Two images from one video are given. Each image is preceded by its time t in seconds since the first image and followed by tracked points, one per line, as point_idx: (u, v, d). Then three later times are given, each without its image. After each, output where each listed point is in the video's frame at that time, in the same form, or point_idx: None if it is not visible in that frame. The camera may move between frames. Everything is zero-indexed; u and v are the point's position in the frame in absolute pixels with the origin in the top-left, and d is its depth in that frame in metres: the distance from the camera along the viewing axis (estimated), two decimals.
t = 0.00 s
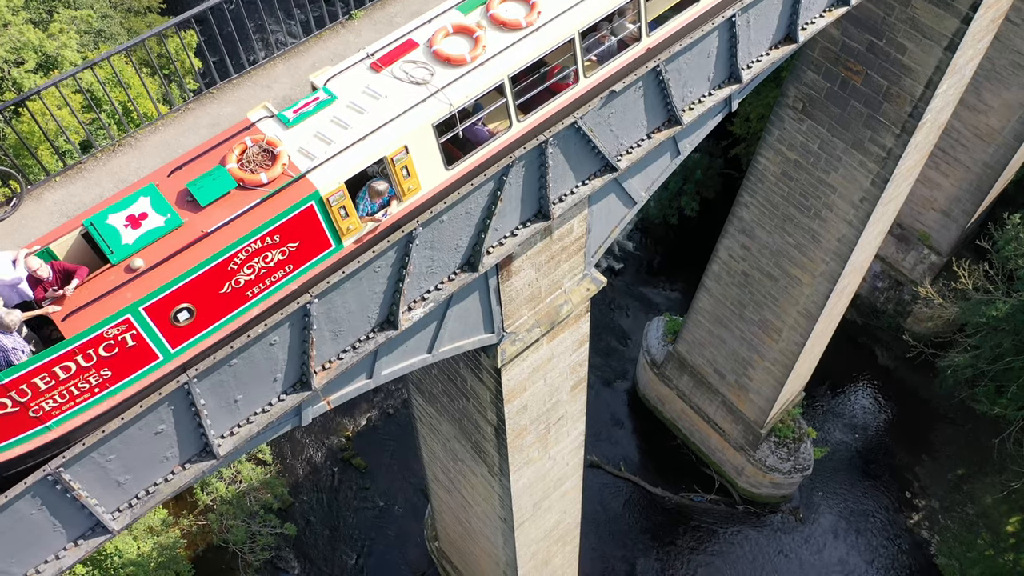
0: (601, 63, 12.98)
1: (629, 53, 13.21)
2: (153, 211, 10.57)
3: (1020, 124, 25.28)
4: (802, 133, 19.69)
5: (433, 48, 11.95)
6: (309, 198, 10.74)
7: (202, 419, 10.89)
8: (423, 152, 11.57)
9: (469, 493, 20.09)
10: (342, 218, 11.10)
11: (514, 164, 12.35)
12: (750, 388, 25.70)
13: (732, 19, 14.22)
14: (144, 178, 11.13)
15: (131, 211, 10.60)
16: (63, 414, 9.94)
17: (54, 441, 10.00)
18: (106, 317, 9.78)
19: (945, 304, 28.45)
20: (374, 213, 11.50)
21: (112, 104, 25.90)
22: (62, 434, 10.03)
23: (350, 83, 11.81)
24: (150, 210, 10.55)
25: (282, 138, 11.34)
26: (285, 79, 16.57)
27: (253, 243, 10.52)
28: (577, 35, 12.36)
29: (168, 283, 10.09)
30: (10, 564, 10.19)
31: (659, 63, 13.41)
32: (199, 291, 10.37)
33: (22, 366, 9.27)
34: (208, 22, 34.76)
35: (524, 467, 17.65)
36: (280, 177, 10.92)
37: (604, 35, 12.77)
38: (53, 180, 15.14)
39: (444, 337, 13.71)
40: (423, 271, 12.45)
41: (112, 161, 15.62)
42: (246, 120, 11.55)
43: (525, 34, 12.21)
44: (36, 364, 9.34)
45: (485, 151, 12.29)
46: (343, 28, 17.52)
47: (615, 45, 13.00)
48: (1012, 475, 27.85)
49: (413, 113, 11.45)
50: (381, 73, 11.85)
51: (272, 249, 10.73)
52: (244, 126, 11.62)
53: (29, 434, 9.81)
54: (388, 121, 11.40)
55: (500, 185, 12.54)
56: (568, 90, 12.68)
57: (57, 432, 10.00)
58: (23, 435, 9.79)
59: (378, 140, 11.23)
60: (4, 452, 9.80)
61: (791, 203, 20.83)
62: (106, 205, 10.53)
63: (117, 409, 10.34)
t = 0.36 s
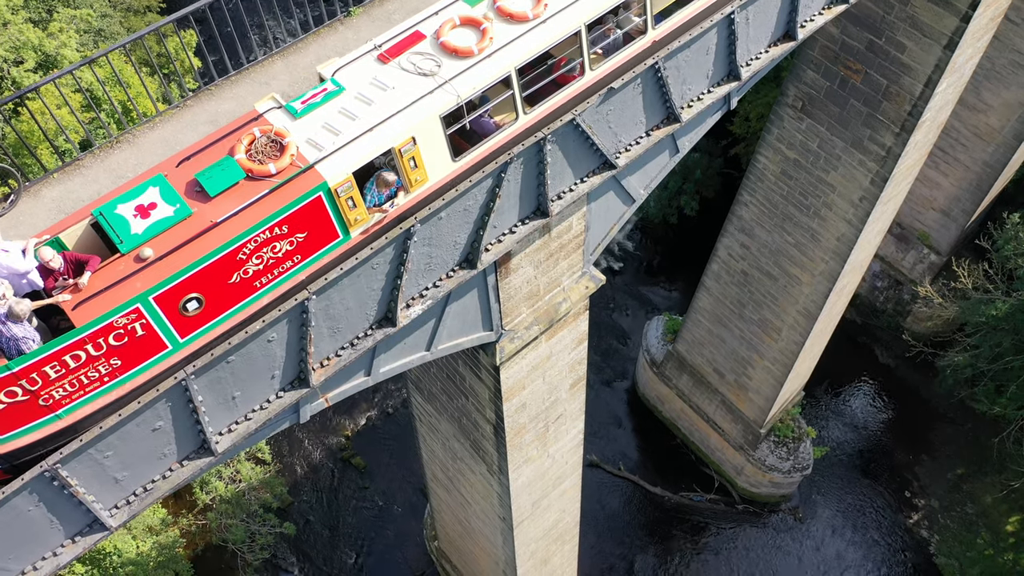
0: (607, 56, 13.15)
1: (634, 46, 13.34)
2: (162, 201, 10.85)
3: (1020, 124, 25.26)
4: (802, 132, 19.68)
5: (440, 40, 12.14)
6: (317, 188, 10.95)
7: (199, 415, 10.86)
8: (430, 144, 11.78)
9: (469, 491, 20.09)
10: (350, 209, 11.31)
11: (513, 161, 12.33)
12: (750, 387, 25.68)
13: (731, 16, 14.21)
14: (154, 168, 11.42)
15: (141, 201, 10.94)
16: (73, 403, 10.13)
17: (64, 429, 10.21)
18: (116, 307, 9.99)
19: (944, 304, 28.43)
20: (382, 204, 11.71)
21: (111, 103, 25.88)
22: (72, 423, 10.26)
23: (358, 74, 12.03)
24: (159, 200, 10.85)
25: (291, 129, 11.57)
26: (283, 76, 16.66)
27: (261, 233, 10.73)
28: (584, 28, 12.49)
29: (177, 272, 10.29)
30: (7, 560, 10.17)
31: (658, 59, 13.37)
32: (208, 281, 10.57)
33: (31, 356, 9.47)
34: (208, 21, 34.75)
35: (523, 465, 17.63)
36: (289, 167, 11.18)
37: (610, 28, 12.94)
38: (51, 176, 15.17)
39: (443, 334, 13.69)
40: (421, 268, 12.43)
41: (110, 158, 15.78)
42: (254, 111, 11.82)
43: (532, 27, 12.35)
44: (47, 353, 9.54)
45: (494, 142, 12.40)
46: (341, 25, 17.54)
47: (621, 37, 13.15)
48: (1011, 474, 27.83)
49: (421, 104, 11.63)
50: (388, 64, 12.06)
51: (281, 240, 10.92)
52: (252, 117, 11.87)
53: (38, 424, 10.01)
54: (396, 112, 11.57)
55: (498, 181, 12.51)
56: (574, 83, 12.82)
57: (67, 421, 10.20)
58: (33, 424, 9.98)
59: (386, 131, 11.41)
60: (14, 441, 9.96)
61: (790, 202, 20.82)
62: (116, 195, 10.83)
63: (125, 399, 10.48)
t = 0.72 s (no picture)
0: (613, 49, 13.24)
1: (640, 39, 13.40)
2: (172, 192, 10.95)
3: (1020, 123, 25.23)
4: (801, 131, 19.68)
5: (447, 32, 12.20)
6: (325, 180, 10.96)
7: (197, 413, 10.85)
8: (437, 137, 11.77)
9: (468, 490, 20.08)
10: (357, 200, 11.34)
11: (511, 158, 12.30)
12: (749, 387, 25.66)
13: (729, 14, 14.20)
14: (163, 159, 11.50)
15: (150, 191, 11.03)
16: (83, 393, 10.22)
17: (73, 419, 10.28)
18: (127, 297, 10.06)
19: (943, 303, 28.42)
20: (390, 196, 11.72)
21: (111, 102, 25.85)
22: (81, 413, 10.33)
23: (365, 66, 12.11)
24: (168, 191, 10.95)
25: (299, 120, 11.63)
26: (282, 73, 17.10)
27: (270, 225, 10.76)
28: (589, 21, 12.57)
29: (186, 263, 10.32)
30: (5, 557, 10.15)
31: (655, 58, 13.35)
32: (217, 272, 10.61)
33: (43, 345, 9.52)
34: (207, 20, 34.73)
35: (522, 465, 17.62)
36: (297, 159, 11.22)
37: (616, 22, 13.02)
38: (49, 173, 15.30)
39: (441, 333, 13.69)
40: (419, 266, 12.42)
41: (107, 155, 15.91)
42: (262, 103, 11.86)
43: (539, 20, 12.44)
44: (57, 343, 9.60)
45: (500, 135, 12.43)
46: (339, 22, 17.89)
47: (626, 31, 13.24)
48: (1011, 474, 27.83)
49: (428, 97, 11.70)
50: (396, 56, 12.15)
51: (289, 231, 10.97)
52: (260, 109, 11.91)
53: (48, 413, 10.08)
54: (403, 105, 11.64)
55: (496, 179, 12.52)
56: (579, 76, 12.91)
57: (77, 411, 10.27)
58: (43, 413, 10.06)
59: (392, 124, 11.45)
60: (24, 430, 10.06)
61: (790, 201, 20.81)
62: (125, 186, 10.91)
63: (134, 389, 10.58)
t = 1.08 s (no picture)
0: (619, 44, 13.23)
1: (646, 33, 13.34)
2: (181, 183, 10.89)
3: (1020, 123, 25.21)
4: (801, 131, 19.67)
5: (454, 25, 12.23)
6: (334, 172, 10.97)
7: (195, 411, 10.84)
8: (444, 129, 11.77)
9: (467, 490, 20.05)
10: (366, 192, 11.28)
11: (510, 156, 12.29)
12: (749, 387, 25.64)
13: (729, 12, 14.18)
14: (171, 151, 11.46)
15: (158, 183, 10.97)
16: (93, 383, 10.25)
17: (84, 410, 10.30)
18: (137, 288, 10.09)
19: (943, 303, 28.40)
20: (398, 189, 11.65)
21: (110, 102, 25.85)
22: (92, 404, 10.35)
23: (373, 58, 12.10)
24: (177, 182, 10.89)
25: (307, 113, 11.60)
26: (279, 71, 17.10)
27: (279, 217, 10.75)
28: (596, 15, 12.57)
29: (198, 253, 10.36)
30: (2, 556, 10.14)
31: (654, 56, 13.34)
32: (226, 264, 10.61)
33: (53, 336, 9.65)
34: (206, 20, 34.75)
35: (521, 464, 17.59)
36: (306, 151, 11.17)
37: (622, 16, 12.97)
38: (47, 171, 15.38)
39: (440, 331, 13.68)
40: (418, 264, 12.40)
41: (106, 153, 15.99)
42: (271, 95, 11.85)
43: (544, 14, 12.45)
44: (69, 333, 9.73)
45: (509, 127, 12.38)
46: (337, 20, 17.97)
47: (632, 26, 13.19)
48: (1010, 474, 27.79)
49: (436, 89, 11.68)
50: (403, 49, 12.14)
51: (298, 223, 10.94)
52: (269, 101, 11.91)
53: (59, 403, 10.13)
54: (411, 98, 11.63)
55: (495, 177, 12.50)
56: (586, 70, 12.85)
57: (87, 401, 10.31)
58: (54, 403, 10.11)
59: (399, 117, 11.43)
60: (35, 420, 10.10)
61: (789, 201, 20.79)
62: (134, 177, 10.91)
63: (145, 379, 10.55)
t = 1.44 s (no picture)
0: (624, 40, 13.16)
1: (651, 29, 13.30)
2: (189, 177, 10.93)
3: (1019, 123, 25.20)
4: (800, 131, 19.67)
5: (462, 20, 12.19)
6: (341, 167, 10.92)
7: (194, 411, 10.83)
8: (451, 122, 11.72)
9: (467, 490, 20.03)
10: (373, 187, 11.29)
11: (509, 155, 12.29)
12: (748, 387, 25.62)
13: (728, 11, 14.17)
14: (180, 145, 11.48)
15: (167, 177, 11.02)
16: (102, 376, 10.30)
17: (93, 402, 10.39)
18: (145, 282, 10.10)
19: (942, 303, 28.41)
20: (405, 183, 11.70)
21: (110, 102, 25.88)
22: (101, 396, 10.43)
23: (381, 53, 12.09)
24: (186, 176, 10.93)
25: (315, 107, 11.60)
26: (279, 71, 17.13)
27: (287, 211, 10.74)
28: (603, 11, 12.53)
29: (208, 246, 10.34)
30: None
31: (654, 55, 13.33)
32: (235, 258, 10.62)
33: (64, 328, 9.66)
34: (205, 20, 34.77)
35: (520, 464, 17.59)
36: (314, 146, 11.17)
37: (627, 12, 12.97)
38: (45, 170, 15.38)
39: (439, 331, 13.69)
40: (417, 264, 12.41)
41: (104, 152, 16.00)
42: (279, 90, 11.81)
43: (551, 10, 12.40)
44: (80, 326, 9.74)
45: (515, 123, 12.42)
46: (337, 20, 18.03)
47: (637, 22, 13.21)
48: (1010, 474, 27.73)
49: (444, 84, 11.65)
50: (411, 44, 12.13)
51: (306, 217, 10.95)
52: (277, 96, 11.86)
53: (69, 396, 10.18)
54: (418, 93, 11.60)
55: (494, 177, 12.48)
56: (592, 65, 12.87)
57: (96, 394, 10.38)
58: (64, 396, 10.15)
59: (408, 111, 11.39)
60: (45, 412, 10.15)
61: (789, 201, 20.78)
62: (143, 171, 10.93)
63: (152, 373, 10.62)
